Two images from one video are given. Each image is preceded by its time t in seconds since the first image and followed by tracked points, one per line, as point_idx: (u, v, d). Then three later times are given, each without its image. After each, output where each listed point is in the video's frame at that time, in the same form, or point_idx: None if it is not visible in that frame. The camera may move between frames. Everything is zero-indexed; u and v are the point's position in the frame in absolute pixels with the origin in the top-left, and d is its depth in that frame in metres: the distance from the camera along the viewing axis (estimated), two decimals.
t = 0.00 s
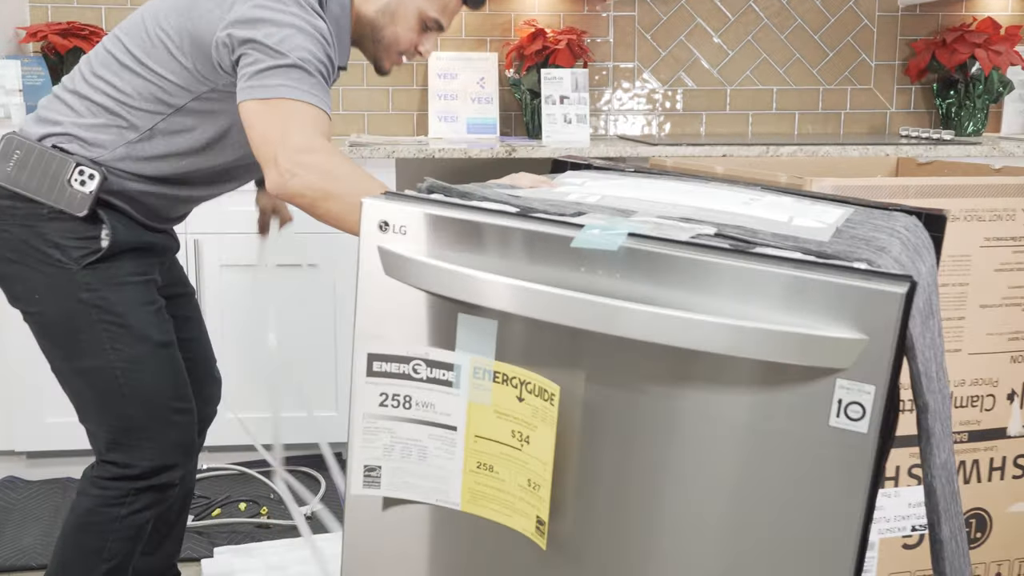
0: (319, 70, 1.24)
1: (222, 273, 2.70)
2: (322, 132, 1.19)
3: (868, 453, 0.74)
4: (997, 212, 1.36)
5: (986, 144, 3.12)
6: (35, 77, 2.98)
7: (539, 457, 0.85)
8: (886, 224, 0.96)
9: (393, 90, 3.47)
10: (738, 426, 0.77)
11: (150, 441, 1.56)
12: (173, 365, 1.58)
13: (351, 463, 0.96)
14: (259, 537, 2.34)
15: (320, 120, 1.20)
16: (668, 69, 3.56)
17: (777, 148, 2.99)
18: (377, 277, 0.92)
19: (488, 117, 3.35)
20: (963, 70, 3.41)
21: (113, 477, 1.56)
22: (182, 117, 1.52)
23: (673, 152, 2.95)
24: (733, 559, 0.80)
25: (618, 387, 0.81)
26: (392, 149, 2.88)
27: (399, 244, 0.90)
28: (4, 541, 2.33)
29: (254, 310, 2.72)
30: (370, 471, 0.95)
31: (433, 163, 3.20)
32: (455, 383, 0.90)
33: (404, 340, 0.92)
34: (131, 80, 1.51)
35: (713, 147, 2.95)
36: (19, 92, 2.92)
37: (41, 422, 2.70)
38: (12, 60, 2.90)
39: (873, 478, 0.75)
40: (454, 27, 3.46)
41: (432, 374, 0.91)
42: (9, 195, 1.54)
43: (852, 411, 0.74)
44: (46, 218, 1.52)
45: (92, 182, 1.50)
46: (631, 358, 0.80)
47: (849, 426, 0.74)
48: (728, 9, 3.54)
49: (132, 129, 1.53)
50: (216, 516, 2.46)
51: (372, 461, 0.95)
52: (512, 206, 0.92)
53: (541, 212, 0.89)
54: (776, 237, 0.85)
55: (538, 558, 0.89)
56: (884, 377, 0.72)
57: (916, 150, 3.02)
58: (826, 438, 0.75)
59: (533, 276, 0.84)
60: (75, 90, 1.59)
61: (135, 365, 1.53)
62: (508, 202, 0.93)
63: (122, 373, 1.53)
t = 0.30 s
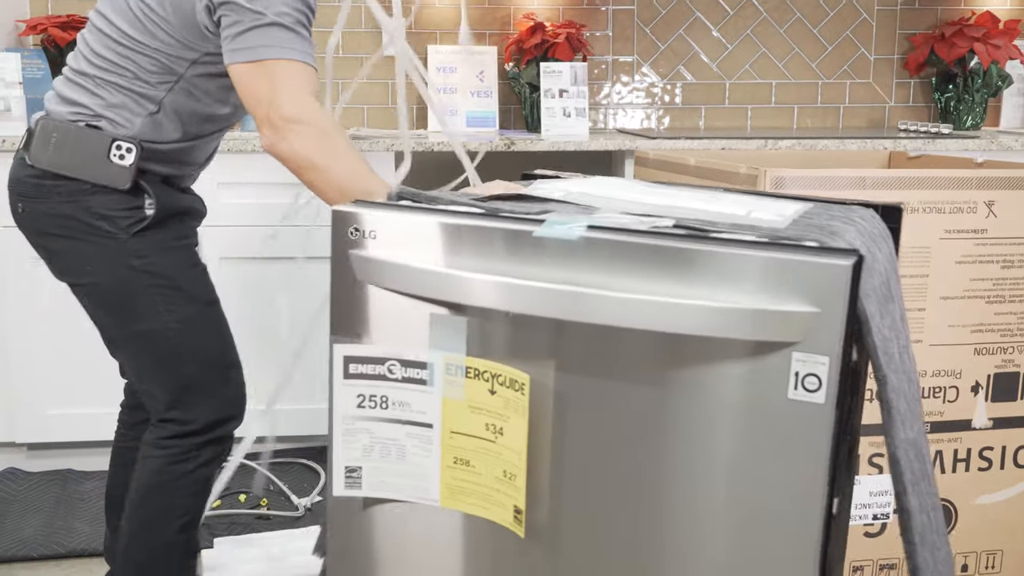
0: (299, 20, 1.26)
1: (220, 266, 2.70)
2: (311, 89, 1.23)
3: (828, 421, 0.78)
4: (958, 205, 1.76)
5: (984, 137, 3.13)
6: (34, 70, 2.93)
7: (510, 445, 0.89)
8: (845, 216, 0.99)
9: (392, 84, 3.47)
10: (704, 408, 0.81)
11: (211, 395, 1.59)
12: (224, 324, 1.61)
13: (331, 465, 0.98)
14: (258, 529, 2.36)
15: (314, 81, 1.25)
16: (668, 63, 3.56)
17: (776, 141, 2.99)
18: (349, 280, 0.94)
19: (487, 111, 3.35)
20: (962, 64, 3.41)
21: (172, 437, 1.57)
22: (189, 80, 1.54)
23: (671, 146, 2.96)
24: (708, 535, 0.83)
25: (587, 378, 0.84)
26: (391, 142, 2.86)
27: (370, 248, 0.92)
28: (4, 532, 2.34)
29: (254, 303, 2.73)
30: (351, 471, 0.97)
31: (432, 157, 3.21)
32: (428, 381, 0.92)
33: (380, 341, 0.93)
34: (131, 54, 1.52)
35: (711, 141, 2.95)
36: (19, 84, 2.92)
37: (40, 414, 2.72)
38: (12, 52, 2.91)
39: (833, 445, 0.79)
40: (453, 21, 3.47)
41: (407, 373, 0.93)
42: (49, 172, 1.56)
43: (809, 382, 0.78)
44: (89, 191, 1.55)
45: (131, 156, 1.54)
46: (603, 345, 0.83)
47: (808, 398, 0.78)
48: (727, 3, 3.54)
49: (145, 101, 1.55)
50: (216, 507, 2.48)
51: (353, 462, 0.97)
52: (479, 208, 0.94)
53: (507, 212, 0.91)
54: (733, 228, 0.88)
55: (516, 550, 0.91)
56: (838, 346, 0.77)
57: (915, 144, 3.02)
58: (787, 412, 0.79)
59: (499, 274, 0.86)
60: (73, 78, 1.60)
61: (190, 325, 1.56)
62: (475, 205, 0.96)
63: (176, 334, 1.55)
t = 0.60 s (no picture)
0: None
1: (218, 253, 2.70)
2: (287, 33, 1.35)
3: (789, 399, 0.76)
4: (957, 189, 1.78)
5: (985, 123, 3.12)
6: (31, 56, 2.91)
7: (480, 438, 0.86)
8: (806, 196, 1.00)
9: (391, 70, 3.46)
10: (666, 390, 0.79)
11: (282, 348, 1.61)
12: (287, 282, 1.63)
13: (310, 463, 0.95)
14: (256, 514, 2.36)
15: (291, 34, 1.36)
16: (667, 49, 3.55)
17: (776, 127, 2.98)
18: (315, 281, 0.91)
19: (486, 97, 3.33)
20: (962, 51, 3.40)
21: (251, 399, 1.62)
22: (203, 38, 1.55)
23: (669, 132, 2.95)
24: (678, 520, 0.81)
25: (550, 364, 0.82)
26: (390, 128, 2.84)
27: (335, 248, 0.90)
28: (4, 518, 2.36)
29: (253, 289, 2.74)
30: (333, 466, 0.94)
31: (431, 144, 3.21)
32: (400, 376, 0.89)
33: (352, 339, 0.90)
34: (142, 30, 1.53)
35: (710, 127, 2.94)
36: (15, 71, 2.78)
37: (40, 401, 2.73)
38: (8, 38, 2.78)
39: (796, 423, 0.77)
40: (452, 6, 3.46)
41: (379, 370, 0.90)
42: (105, 156, 1.59)
43: (769, 359, 0.76)
44: (148, 169, 1.58)
45: (184, 128, 1.58)
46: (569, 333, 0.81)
47: (768, 375, 0.76)
48: None
49: (169, 73, 1.56)
50: (215, 493, 2.49)
51: (333, 457, 0.94)
52: (441, 204, 0.93)
53: (470, 208, 0.89)
54: (692, 212, 0.89)
55: (487, 545, 0.89)
56: (795, 322, 0.75)
57: (914, 130, 3.00)
58: (747, 390, 0.77)
59: (464, 267, 0.84)
60: (95, 75, 1.61)
61: (257, 285, 1.58)
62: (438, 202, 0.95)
63: (243, 295, 1.58)
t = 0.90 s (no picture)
0: None
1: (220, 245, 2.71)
2: None
3: (790, 389, 0.76)
4: (958, 181, 1.77)
5: (987, 116, 3.11)
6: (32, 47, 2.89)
7: (482, 429, 0.86)
8: (807, 188, 1.00)
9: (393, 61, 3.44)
10: (666, 381, 0.79)
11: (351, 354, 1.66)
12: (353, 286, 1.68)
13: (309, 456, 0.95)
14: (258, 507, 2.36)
15: None
16: (668, 42, 3.55)
17: (777, 119, 2.98)
18: (315, 273, 0.91)
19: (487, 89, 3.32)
20: (965, 43, 3.39)
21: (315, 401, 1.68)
22: (274, 21, 1.50)
23: (670, 124, 2.94)
24: (677, 510, 0.81)
25: (551, 354, 0.83)
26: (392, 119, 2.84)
27: (335, 239, 0.90)
28: (6, 510, 2.37)
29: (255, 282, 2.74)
30: (329, 461, 0.94)
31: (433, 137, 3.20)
32: (400, 368, 0.89)
33: (352, 331, 0.90)
34: (216, 22, 1.50)
35: (712, 120, 2.94)
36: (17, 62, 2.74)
37: (42, 393, 2.74)
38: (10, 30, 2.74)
39: (796, 414, 0.77)
40: None
41: (380, 361, 0.90)
42: (202, 153, 1.55)
43: (769, 349, 0.76)
44: (243, 168, 1.55)
45: (274, 125, 1.53)
46: (570, 324, 0.81)
47: (768, 365, 0.76)
48: None
49: (247, 62, 1.52)
50: (217, 485, 2.49)
51: (330, 452, 0.94)
52: (441, 197, 0.93)
53: (469, 200, 0.90)
54: (694, 203, 0.89)
55: (486, 535, 0.89)
56: (794, 312, 0.75)
57: (916, 122, 2.98)
58: (747, 381, 0.77)
59: (464, 258, 0.84)
60: (181, 80, 1.57)
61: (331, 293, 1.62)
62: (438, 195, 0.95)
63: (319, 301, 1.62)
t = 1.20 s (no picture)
0: None
1: (221, 239, 2.71)
2: None
3: (793, 380, 0.76)
4: (951, 174, 1.77)
5: (989, 108, 3.10)
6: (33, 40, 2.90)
7: (485, 419, 0.86)
8: (809, 179, 0.99)
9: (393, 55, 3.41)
10: (668, 372, 0.79)
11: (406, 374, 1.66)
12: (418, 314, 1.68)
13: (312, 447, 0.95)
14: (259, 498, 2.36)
15: None
16: (669, 34, 3.54)
17: (778, 112, 2.97)
18: (317, 266, 0.91)
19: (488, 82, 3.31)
20: (966, 35, 3.37)
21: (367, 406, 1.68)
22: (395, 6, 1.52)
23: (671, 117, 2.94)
24: (678, 501, 0.81)
25: (552, 345, 0.83)
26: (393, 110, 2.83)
27: (337, 230, 0.90)
28: (8, 503, 2.37)
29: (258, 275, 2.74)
30: (333, 452, 0.94)
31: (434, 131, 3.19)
32: (402, 359, 0.89)
33: (354, 322, 0.91)
34: (340, 11, 1.49)
35: (713, 112, 2.93)
36: (18, 55, 2.73)
37: (43, 386, 2.74)
38: (10, 22, 2.73)
39: (798, 405, 0.77)
40: None
41: (382, 352, 0.90)
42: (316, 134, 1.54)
43: (771, 340, 0.76)
44: (355, 151, 1.56)
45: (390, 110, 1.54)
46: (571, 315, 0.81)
47: (770, 356, 0.76)
48: None
49: (369, 50, 1.52)
50: (218, 478, 2.49)
51: (333, 442, 0.94)
52: (442, 188, 0.93)
53: (469, 191, 0.90)
54: (695, 194, 0.88)
55: (487, 525, 0.89)
56: (796, 302, 0.75)
57: (918, 115, 2.97)
58: (749, 371, 0.77)
59: (466, 248, 0.84)
60: (286, 67, 1.54)
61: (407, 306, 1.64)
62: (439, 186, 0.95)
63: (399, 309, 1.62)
